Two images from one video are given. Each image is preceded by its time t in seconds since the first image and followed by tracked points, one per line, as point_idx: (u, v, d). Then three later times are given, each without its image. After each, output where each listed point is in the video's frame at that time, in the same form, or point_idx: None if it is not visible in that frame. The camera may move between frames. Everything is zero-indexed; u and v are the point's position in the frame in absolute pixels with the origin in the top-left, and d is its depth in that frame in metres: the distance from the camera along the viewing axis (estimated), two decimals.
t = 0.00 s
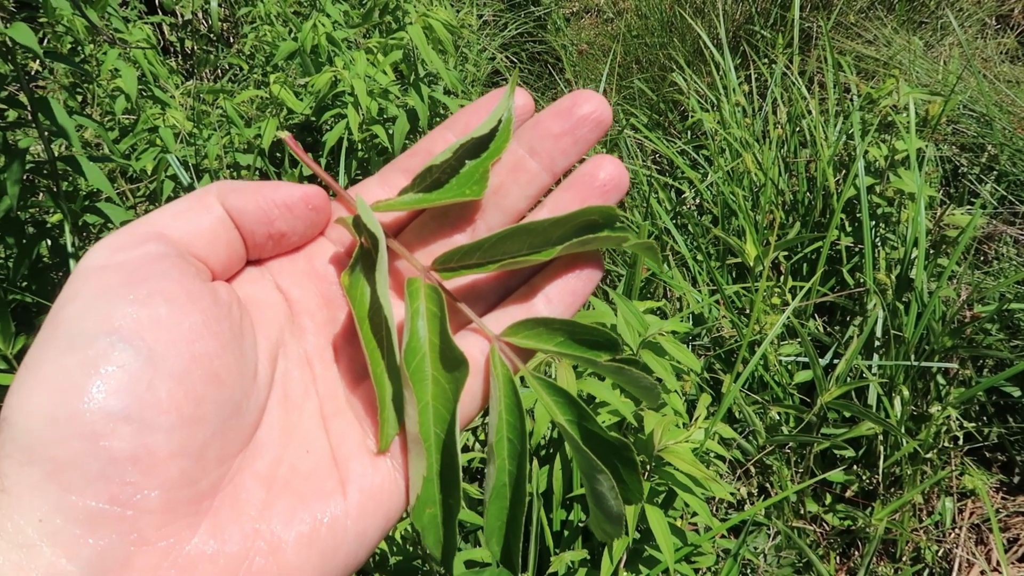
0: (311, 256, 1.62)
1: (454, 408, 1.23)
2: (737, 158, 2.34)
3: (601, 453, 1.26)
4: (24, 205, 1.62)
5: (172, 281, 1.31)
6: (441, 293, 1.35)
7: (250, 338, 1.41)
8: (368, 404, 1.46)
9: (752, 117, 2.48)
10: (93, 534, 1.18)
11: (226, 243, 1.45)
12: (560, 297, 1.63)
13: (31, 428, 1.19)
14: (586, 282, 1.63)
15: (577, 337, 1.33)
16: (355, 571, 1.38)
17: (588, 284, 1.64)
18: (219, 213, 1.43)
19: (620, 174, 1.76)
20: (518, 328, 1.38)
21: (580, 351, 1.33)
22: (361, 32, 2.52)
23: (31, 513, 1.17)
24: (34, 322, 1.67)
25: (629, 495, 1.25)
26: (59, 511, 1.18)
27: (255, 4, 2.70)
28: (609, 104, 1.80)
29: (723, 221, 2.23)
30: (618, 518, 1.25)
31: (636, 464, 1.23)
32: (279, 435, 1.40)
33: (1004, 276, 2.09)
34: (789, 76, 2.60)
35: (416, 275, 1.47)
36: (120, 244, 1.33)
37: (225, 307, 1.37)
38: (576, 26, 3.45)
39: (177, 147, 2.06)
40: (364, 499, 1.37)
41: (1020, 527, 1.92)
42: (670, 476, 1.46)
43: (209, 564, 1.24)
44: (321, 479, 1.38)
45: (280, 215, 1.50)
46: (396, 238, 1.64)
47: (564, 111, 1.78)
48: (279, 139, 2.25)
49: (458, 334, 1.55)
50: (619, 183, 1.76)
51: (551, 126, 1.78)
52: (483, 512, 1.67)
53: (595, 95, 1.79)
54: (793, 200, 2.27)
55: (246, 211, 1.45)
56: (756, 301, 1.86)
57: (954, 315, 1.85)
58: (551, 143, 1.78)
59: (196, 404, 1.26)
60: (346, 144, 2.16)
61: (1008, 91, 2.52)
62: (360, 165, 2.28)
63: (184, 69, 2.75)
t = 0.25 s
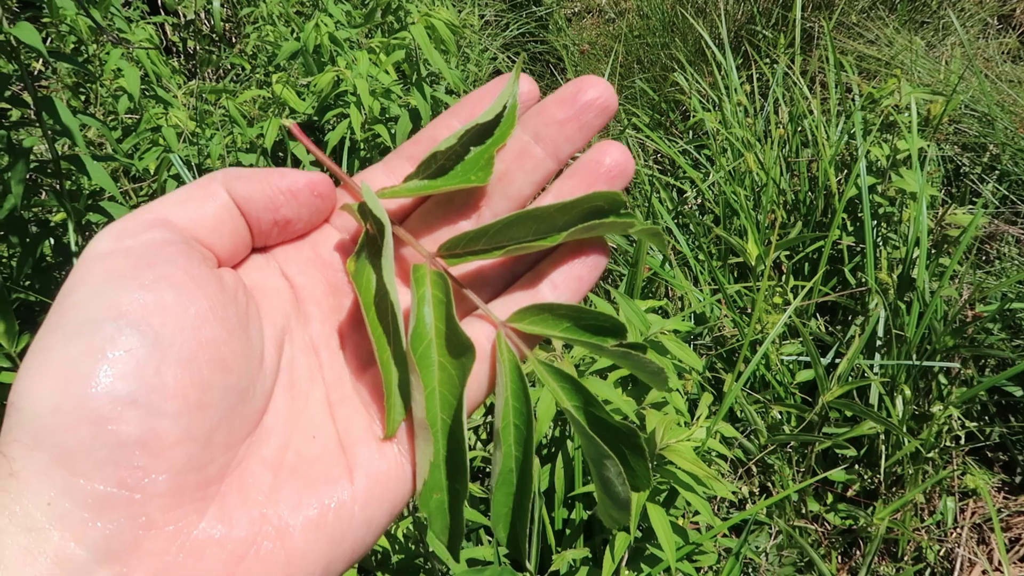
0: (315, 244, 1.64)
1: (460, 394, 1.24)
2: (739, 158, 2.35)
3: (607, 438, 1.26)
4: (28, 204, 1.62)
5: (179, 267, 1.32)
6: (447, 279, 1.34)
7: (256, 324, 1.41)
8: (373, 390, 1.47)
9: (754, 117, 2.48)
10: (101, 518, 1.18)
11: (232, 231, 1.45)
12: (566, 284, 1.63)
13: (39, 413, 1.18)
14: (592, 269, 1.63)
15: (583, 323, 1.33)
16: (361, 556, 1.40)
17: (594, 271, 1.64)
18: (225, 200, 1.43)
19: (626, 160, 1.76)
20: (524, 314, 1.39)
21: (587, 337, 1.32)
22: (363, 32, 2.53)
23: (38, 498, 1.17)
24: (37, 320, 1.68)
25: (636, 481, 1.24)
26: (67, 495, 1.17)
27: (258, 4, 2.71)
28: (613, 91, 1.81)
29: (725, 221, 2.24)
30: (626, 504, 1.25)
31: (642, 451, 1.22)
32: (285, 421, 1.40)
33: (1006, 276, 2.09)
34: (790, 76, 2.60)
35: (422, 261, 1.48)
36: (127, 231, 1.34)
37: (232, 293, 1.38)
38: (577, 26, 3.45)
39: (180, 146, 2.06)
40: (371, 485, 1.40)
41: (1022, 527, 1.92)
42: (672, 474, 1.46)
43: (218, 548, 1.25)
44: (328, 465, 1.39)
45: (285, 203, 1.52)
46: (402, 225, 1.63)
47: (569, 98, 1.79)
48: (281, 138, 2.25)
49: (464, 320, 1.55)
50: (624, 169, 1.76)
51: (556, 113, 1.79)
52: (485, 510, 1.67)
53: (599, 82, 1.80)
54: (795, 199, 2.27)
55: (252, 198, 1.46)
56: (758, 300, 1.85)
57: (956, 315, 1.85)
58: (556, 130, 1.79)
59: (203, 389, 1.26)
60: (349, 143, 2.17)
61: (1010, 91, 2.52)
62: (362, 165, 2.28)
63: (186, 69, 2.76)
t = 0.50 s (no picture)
0: (311, 244, 1.63)
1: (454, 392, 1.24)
2: (737, 158, 2.35)
3: (606, 436, 1.26)
4: (26, 205, 1.62)
5: (174, 267, 1.32)
6: (440, 277, 1.36)
7: (251, 325, 1.41)
8: (368, 390, 1.47)
9: (752, 117, 2.48)
10: (93, 519, 1.18)
11: (228, 231, 1.45)
12: (561, 280, 1.63)
13: (32, 413, 1.19)
14: (587, 265, 1.63)
15: (579, 319, 1.33)
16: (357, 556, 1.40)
17: (590, 267, 1.64)
18: (221, 200, 1.43)
19: (620, 155, 1.76)
20: (519, 311, 1.38)
21: (583, 334, 1.32)
22: (362, 32, 2.53)
23: (30, 499, 1.17)
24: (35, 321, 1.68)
25: (635, 480, 1.25)
26: (59, 497, 1.18)
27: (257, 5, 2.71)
28: (607, 86, 1.80)
29: (723, 221, 2.24)
30: (624, 503, 1.26)
31: (642, 450, 1.23)
32: (280, 422, 1.40)
33: (1005, 276, 2.09)
34: (789, 76, 2.61)
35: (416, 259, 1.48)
36: (122, 231, 1.34)
37: (226, 294, 1.38)
38: (576, 27, 3.46)
39: (178, 147, 2.07)
40: (365, 485, 1.39)
41: (1021, 527, 1.92)
42: (669, 475, 1.46)
43: (211, 549, 1.25)
44: (322, 465, 1.39)
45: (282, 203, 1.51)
46: (396, 223, 1.64)
47: (563, 93, 1.78)
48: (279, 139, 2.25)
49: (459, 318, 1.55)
50: (618, 164, 1.76)
51: (550, 108, 1.78)
52: (483, 510, 1.67)
53: (593, 77, 1.79)
54: (794, 200, 2.27)
55: (248, 198, 1.46)
56: (756, 301, 1.85)
57: (954, 315, 1.85)
58: (550, 125, 1.79)
59: (197, 390, 1.26)
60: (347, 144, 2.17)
61: (1009, 91, 2.52)
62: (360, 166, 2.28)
63: (185, 69, 2.76)
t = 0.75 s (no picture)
0: (315, 232, 1.63)
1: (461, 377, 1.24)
2: (737, 158, 2.35)
3: (611, 418, 1.27)
4: (25, 205, 1.62)
5: (179, 254, 1.31)
6: (445, 263, 1.35)
7: (256, 312, 1.41)
8: (374, 376, 1.46)
9: (751, 118, 2.49)
10: (103, 504, 1.19)
11: (233, 220, 1.45)
12: (565, 264, 1.63)
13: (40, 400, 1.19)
14: (591, 250, 1.63)
15: (583, 303, 1.33)
16: (366, 542, 1.39)
17: (593, 251, 1.63)
18: (225, 189, 1.43)
19: (622, 141, 1.76)
20: (524, 296, 1.38)
21: (587, 319, 1.33)
22: (361, 32, 2.53)
23: (40, 485, 1.17)
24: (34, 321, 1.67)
25: (640, 461, 1.27)
26: (69, 482, 1.18)
27: (255, 4, 2.70)
28: (608, 72, 1.80)
29: (723, 222, 2.24)
30: (631, 486, 1.26)
31: (647, 431, 1.24)
32: (287, 408, 1.40)
33: (1003, 277, 2.10)
34: (788, 77, 2.61)
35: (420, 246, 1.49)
36: (126, 220, 1.33)
37: (232, 281, 1.37)
38: (575, 27, 3.46)
39: (178, 147, 2.06)
40: (373, 470, 1.38)
41: (1019, 527, 1.93)
42: (669, 475, 1.46)
43: (220, 534, 1.24)
44: (330, 451, 1.38)
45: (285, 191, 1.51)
46: (399, 210, 1.63)
47: (564, 80, 1.78)
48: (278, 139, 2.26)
49: (463, 303, 1.54)
50: (620, 150, 1.77)
51: (550, 95, 1.79)
52: (484, 510, 1.67)
53: (594, 63, 1.79)
54: (793, 200, 2.27)
55: (252, 186, 1.45)
56: (755, 301, 1.85)
57: (953, 315, 1.86)
58: (551, 111, 1.79)
59: (204, 376, 1.26)
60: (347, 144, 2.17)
61: (1007, 92, 2.52)
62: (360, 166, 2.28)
63: (184, 69, 2.76)
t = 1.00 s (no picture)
0: (307, 238, 1.63)
1: (451, 384, 1.23)
2: (736, 160, 2.35)
3: (600, 425, 1.26)
4: (22, 206, 1.62)
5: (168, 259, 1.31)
6: (436, 269, 1.34)
7: (246, 317, 1.41)
8: (365, 382, 1.46)
9: (751, 119, 2.49)
10: (91, 510, 1.19)
11: (221, 223, 1.45)
12: (556, 271, 1.63)
13: (30, 406, 1.19)
14: (582, 257, 1.63)
15: (574, 310, 1.32)
16: (356, 547, 1.39)
17: (584, 259, 1.64)
18: (214, 193, 1.43)
19: (614, 149, 1.76)
20: (514, 303, 1.38)
21: (577, 325, 1.32)
22: (360, 32, 2.53)
23: (29, 491, 1.17)
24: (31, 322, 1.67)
25: (628, 470, 1.25)
26: (57, 488, 1.18)
27: (255, 4, 2.70)
28: (601, 79, 1.80)
29: (722, 223, 2.23)
30: (619, 494, 1.26)
31: (635, 439, 1.23)
32: (277, 413, 1.39)
33: (1002, 278, 2.10)
34: (788, 78, 2.61)
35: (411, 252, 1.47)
36: (116, 225, 1.33)
37: (221, 286, 1.37)
38: (575, 27, 3.46)
39: (176, 147, 2.06)
40: (363, 476, 1.38)
41: (1017, 529, 1.93)
42: (667, 477, 1.46)
43: (209, 539, 1.24)
44: (320, 456, 1.38)
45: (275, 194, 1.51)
46: (391, 217, 1.63)
47: (556, 87, 1.78)
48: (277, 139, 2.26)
49: (454, 310, 1.55)
50: (613, 157, 1.76)
51: (543, 102, 1.78)
52: (481, 512, 1.67)
53: (587, 70, 1.79)
54: (792, 202, 2.27)
55: (242, 192, 1.45)
56: (754, 303, 1.85)
57: (952, 317, 1.86)
58: (544, 119, 1.78)
59: (192, 381, 1.25)
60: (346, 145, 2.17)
61: (1007, 93, 2.52)
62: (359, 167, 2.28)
63: (183, 69, 2.76)
